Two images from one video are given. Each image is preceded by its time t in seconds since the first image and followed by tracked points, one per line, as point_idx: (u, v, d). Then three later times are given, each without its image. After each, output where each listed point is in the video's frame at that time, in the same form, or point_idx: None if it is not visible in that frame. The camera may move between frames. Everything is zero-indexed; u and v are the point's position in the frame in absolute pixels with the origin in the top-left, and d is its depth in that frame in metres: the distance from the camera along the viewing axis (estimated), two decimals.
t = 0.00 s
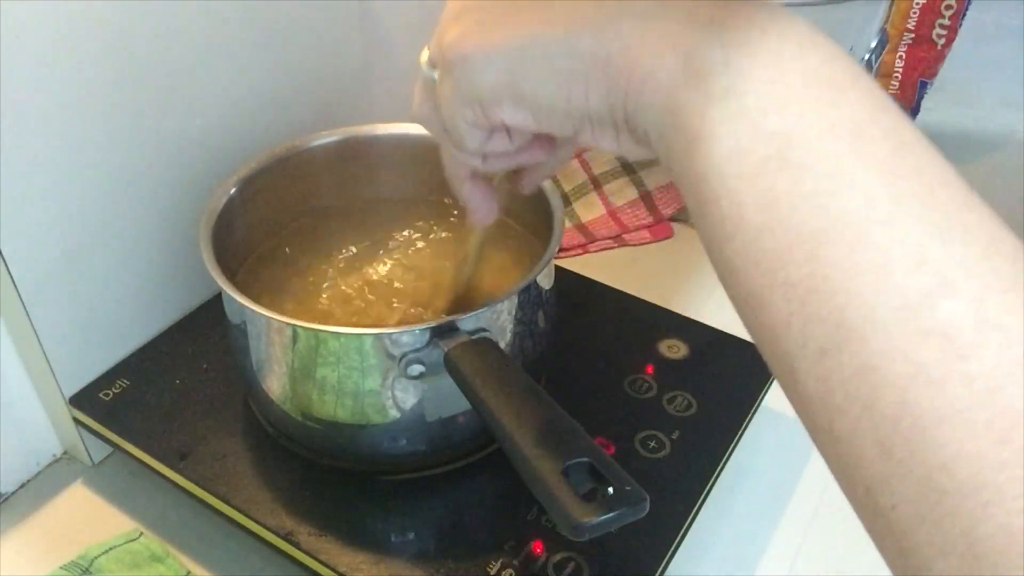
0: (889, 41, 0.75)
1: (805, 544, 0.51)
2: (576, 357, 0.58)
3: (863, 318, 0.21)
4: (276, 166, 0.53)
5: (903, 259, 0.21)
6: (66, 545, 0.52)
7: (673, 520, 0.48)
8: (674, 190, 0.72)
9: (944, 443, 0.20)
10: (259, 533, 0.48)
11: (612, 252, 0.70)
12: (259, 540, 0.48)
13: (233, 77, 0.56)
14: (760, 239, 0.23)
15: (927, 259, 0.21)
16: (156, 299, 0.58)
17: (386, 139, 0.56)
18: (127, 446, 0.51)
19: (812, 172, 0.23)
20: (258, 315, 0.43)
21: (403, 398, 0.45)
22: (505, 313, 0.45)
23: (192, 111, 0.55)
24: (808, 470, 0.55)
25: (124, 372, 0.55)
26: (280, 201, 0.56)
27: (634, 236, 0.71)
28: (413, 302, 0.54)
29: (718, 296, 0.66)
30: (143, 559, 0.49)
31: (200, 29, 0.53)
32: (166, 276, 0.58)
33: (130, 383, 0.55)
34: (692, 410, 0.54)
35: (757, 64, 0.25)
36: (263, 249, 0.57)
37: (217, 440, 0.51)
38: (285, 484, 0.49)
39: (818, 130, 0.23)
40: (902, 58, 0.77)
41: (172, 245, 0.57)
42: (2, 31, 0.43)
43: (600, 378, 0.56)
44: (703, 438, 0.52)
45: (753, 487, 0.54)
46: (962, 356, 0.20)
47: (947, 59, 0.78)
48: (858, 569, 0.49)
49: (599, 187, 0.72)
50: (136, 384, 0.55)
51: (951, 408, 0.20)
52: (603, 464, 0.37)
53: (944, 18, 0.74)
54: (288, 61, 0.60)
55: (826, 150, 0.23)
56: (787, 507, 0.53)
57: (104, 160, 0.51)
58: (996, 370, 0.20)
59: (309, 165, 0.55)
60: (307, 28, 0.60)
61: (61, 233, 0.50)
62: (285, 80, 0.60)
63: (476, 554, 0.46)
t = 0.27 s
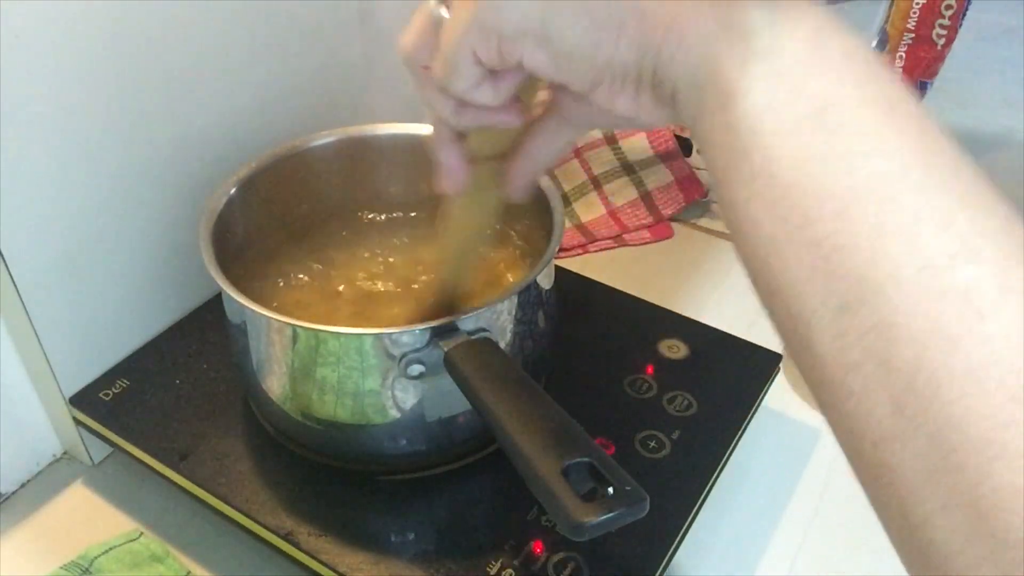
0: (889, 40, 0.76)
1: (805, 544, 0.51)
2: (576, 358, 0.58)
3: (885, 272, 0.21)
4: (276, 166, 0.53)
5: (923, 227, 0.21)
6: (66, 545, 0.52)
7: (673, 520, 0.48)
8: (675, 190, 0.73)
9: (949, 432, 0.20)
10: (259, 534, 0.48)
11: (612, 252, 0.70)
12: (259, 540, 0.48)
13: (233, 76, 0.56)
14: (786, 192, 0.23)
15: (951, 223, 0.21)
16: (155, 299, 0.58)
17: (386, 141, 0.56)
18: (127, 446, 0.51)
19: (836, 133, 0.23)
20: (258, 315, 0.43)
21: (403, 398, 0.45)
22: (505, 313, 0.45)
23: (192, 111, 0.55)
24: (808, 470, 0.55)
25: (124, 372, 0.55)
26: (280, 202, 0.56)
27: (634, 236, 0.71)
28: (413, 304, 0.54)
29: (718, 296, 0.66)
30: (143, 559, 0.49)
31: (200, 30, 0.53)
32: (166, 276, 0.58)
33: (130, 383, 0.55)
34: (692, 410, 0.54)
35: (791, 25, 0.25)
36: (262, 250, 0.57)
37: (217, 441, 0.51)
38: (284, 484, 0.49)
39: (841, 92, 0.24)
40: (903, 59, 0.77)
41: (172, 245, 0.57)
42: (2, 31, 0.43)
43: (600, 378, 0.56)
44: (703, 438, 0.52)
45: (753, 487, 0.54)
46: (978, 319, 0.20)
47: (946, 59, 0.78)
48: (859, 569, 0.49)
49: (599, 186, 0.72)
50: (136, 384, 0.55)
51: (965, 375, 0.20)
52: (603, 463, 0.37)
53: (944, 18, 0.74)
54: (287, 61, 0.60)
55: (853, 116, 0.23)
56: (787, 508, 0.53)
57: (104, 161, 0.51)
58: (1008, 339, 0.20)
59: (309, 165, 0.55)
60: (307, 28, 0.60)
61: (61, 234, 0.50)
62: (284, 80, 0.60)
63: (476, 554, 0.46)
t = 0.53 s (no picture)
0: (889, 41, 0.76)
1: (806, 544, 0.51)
2: (577, 358, 0.58)
3: (787, 343, 0.22)
4: (276, 165, 0.53)
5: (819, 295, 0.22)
6: (66, 545, 0.52)
7: (673, 520, 0.48)
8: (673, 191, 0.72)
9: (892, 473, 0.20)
10: (259, 534, 0.48)
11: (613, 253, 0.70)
12: (259, 539, 0.48)
13: (233, 76, 0.56)
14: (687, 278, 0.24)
15: (845, 288, 0.22)
16: (155, 299, 0.58)
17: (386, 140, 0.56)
18: (127, 446, 0.51)
19: (729, 215, 0.24)
20: (258, 315, 0.43)
21: (403, 398, 0.45)
22: (505, 313, 0.45)
23: (192, 111, 0.55)
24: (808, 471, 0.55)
25: (124, 372, 0.55)
26: (280, 201, 0.56)
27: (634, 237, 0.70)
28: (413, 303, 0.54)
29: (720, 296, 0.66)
30: (142, 559, 0.49)
31: (200, 29, 0.53)
32: (166, 276, 0.58)
33: (130, 383, 0.55)
34: (692, 410, 0.54)
35: (689, 117, 0.26)
36: (263, 249, 0.57)
37: (217, 441, 0.51)
38: (284, 484, 0.49)
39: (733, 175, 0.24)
40: (902, 60, 0.77)
41: (172, 244, 0.57)
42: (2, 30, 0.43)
43: (600, 378, 0.56)
44: (704, 438, 0.52)
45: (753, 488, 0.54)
46: (875, 374, 0.21)
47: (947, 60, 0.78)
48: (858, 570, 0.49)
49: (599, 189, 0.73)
50: (136, 384, 0.55)
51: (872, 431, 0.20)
52: (603, 463, 0.37)
53: (944, 18, 0.74)
54: (288, 60, 0.60)
55: (745, 195, 0.24)
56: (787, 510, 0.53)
57: (104, 161, 0.51)
58: (902, 396, 0.20)
59: (309, 164, 0.56)
60: (307, 27, 0.60)
61: (61, 233, 0.50)
62: (285, 79, 0.60)
63: (475, 554, 0.46)
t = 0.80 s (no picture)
0: (890, 40, 0.77)
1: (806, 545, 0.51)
2: (577, 358, 0.58)
3: (782, 397, 0.23)
4: (276, 165, 0.53)
5: (811, 360, 0.23)
6: (66, 545, 0.52)
7: (673, 520, 0.48)
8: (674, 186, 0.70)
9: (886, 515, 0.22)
10: (259, 534, 0.48)
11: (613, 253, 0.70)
12: (258, 539, 0.48)
13: (233, 76, 0.56)
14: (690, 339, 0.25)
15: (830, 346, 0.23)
16: (156, 299, 0.58)
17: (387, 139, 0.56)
18: (127, 446, 0.51)
19: (723, 280, 0.25)
20: (258, 315, 0.43)
21: (403, 398, 0.45)
22: (505, 313, 0.45)
23: (192, 111, 0.55)
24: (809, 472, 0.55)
25: (124, 372, 0.55)
26: (280, 201, 0.56)
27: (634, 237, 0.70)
28: (412, 303, 0.54)
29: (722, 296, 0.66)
30: (142, 559, 0.49)
31: (200, 29, 0.53)
32: (166, 277, 0.58)
33: (130, 383, 0.55)
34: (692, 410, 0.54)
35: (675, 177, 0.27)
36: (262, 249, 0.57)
37: (217, 441, 0.51)
38: (285, 484, 0.49)
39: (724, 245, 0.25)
40: (903, 59, 0.78)
41: (172, 244, 0.57)
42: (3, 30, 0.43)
43: (600, 378, 0.56)
44: (703, 438, 0.52)
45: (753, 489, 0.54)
46: (865, 427, 0.22)
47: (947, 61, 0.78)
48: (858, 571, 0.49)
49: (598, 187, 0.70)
50: (136, 384, 0.55)
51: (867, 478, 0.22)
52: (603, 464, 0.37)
53: (944, 18, 0.75)
54: (288, 60, 0.60)
55: (741, 260, 0.25)
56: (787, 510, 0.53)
57: (104, 161, 0.51)
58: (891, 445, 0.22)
59: (309, 164, 0.56)
60: (308, 27, 0.60)
61: (61, 233, 0.50)
62: (285, 80, 0.60)
63: (475, 554, 0.46)
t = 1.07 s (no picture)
0: (890, 40, 0.77)
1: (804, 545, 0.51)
2: (576, 358, 0.58)
3: (850, 396, 0.27)
4: (275, 165, 0.53)
5: (867, 348, 0.27)
6: (66, 545, 0.52)
7: (673, 520, 0.48)
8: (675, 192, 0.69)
9: (946, 490, 0.25)
10: (259, 534, 0.48)
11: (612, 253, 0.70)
12: (258, 539, 0.48)
13: (233, 76, 0.56)
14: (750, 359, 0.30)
15: (884, 344, 0.27)
16: (156, 299, 0.58)
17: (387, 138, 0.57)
18: (127, 446, 0.51)
19: (793, 288, 0.28)
20: (258, 315, 0.43)
21: (403, 398, 0.45)
22: (505, 313, 0.45)
23: (192, 111, 0.55)
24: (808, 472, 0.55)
25: (125, 372, 0.55)
26: (280, 201, 0.56)
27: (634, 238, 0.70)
28: (410, 305, 0.54)
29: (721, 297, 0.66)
30: (142, 559, 0.49)
31: (200, 29, 0.53)
32: (166, 277, 0.58)
33: (130, 383, 0.55)
34: (692, 410, 0.54)
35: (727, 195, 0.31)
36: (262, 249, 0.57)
37: (217, 441, 0.51)
38: (285, 484, 0.49)
39: (767, 231, 0.30)
40: (903, 59, 0.78)
41: (173, 244, 0.57)
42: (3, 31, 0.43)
43: (600, 378, 0.56)
44: (703, 438, 0.52)
45: (753, 488, 0.54)
46: (922, 417, 0.26)
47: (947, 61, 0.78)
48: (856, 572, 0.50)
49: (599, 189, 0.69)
50: (136, 384, 0.55)
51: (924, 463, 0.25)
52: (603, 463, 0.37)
53: (944, 18, 0.75)
54: (289, 60, 0.60)
55: (802, 279, 0.28)
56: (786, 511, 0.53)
57: (104, 161, 0.51)
58: (942, 433, 0.25)
59: (309, 163, 0.56)
60: (308, 28, 0.60)
61: (61, 234, 0.50)
62: (286, 80, 0.60)
63: (475, 554, 0.46)
